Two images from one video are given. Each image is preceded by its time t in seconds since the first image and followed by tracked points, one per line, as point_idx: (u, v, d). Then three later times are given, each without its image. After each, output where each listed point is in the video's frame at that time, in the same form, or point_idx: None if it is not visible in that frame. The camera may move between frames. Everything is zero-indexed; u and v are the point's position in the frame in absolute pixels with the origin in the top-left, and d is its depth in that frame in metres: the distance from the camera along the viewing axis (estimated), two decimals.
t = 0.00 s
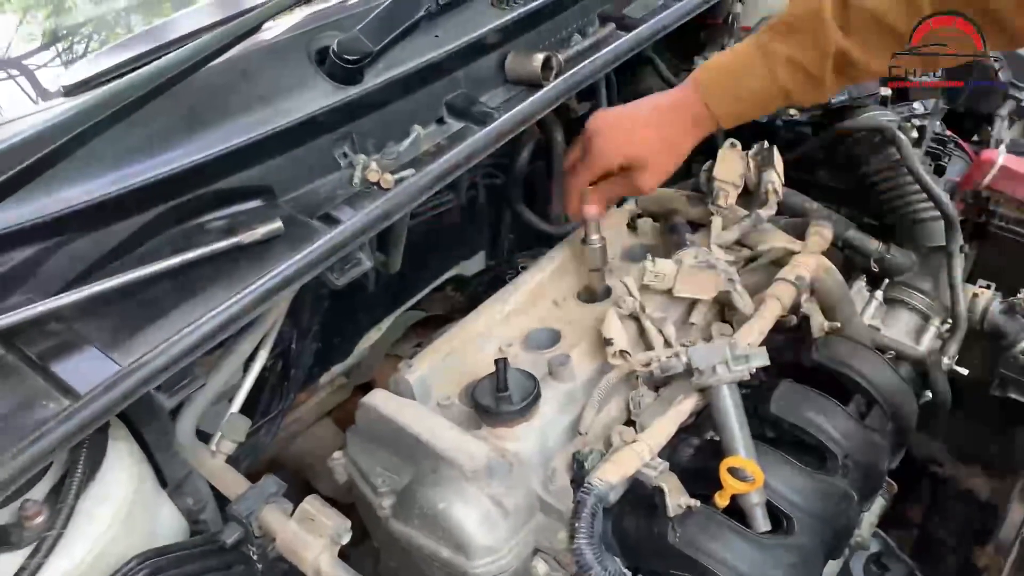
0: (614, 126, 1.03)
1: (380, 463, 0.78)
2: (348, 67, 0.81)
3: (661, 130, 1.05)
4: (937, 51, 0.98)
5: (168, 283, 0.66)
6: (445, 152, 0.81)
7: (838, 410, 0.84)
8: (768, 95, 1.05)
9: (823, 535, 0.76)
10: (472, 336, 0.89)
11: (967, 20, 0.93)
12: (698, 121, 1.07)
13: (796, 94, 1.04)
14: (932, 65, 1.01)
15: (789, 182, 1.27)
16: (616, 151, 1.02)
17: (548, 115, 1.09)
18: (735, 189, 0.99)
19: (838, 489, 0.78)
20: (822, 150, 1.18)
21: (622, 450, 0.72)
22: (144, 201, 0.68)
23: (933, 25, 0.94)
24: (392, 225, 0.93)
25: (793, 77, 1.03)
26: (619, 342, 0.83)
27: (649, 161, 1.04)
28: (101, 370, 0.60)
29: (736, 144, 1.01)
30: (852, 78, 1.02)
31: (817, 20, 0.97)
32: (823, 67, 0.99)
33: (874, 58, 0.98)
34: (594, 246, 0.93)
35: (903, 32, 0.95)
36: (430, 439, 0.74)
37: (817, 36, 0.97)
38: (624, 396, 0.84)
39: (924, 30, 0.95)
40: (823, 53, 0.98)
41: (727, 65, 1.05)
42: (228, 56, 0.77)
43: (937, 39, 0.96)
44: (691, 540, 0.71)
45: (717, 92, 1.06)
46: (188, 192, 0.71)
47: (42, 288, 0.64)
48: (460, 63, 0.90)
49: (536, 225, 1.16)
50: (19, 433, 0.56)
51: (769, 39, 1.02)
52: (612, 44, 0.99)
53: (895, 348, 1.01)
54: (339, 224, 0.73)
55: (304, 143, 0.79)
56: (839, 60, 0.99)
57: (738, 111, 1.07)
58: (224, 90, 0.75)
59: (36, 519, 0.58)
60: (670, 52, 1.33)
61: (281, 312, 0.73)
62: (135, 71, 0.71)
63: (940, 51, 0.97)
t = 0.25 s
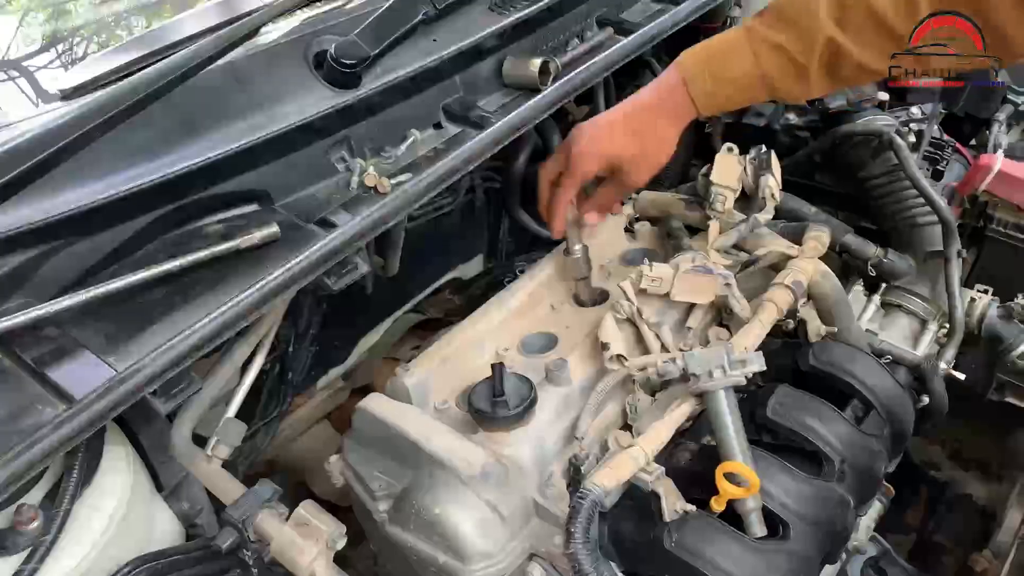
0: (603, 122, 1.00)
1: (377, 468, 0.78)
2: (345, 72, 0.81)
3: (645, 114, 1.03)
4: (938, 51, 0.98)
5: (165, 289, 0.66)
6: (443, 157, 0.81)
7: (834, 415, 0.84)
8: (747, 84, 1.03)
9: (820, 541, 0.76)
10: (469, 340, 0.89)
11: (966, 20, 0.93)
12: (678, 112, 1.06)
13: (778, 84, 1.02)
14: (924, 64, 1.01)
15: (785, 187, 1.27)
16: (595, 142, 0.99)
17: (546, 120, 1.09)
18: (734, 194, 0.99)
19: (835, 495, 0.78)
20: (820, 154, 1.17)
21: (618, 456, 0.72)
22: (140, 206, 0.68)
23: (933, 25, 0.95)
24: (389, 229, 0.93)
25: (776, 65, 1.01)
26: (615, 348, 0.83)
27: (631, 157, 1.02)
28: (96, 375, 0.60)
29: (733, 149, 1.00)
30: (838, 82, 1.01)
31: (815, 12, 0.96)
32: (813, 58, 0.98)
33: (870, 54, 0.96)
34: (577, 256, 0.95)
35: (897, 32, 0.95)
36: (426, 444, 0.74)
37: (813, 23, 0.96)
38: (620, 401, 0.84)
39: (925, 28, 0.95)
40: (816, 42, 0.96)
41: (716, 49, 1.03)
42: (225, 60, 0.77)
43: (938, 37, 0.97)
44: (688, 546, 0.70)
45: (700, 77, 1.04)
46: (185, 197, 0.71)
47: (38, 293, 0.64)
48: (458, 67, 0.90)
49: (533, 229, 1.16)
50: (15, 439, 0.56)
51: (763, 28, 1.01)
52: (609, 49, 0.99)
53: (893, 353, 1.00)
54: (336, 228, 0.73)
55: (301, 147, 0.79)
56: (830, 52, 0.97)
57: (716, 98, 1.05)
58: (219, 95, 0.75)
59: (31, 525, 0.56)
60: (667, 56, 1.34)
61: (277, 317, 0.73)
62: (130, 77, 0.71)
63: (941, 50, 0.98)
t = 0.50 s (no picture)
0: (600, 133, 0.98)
1: (369, 470, 0.78)
2: (337, 74, 0.81)
3: (633, 141, 0.99)
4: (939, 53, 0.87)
5: (156, 290, 0.66)
6: (434, 160, 0.81)
7: (826, 417, 0.84)
8: (738, 121, 0.99)
9: (810, 542, 0.76)
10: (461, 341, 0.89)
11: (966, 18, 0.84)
12: (667, 139, 1.01)
13: (768, 120, 0.98)
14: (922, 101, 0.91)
15: (779, 189, 1.28)
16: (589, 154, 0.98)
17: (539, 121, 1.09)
18: (726, 194, 0.98)
19: (826, 497, 0.78)
20: (813, 156, 1.17)
21: (609, 458, 0.72)
22: (131, 208, 0.68)
23: (932, 25, 0.85)
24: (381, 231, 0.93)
25: (765, 102, 0.96)
26: (607, 350, 0.83)
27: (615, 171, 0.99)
28: (86, 378, 0.60)
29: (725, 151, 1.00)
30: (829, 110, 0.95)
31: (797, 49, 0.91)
32: (799, 95, 0.93)
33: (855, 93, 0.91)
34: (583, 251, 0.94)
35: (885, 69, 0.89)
36: (418, 446, 0.74)
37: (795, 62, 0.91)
38: (612, 402, 0.85)
39: (923, 29, 0.86)
40: (800, 81, 0.92)
41: (704, 82, 0.98)
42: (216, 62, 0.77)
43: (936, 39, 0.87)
44: (678, 548, 0.71)
45: (689, 112, 0.99)
46: (176, 199, 0.71)
47: (28, 295, 0.64)
48: (450, 69, 0.90)
49: (526, 231, 1.16)
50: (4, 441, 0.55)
51: (748, 60, 0.96)
52: (601, 51, 0.99)
53: (883, 355, 1.00)
54: (327, 230, 0.73)
55: (292, 149, 0.79)
56: (816, 90, 0.92)
57: (708, 133, 1.00)
58: (210, 97, 0.75)
59: (19, 527, 0.57)
60: (661, 58, 1.34)
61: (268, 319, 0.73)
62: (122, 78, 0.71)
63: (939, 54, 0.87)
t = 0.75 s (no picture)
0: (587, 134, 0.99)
1: (352, 471, 0.77)
2: (319, 71, 0.80)
3: (622, 140, 1.00)
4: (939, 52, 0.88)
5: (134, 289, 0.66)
6: (417, 158, 0.81)
7: (811, 416, 0.84)
8: (720, 116, 0.98)
9: (795, 541, 0.76)
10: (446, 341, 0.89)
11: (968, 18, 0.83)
12: (654, 134, 1.02)
13: (750, 111, 0.97)
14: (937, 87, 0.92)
15: (766, 188, 1.28)
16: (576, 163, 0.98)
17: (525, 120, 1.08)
18: (711, 192, 0.98)
19: (811, 495, 0.78)
20: (799, 155, 1.18)
21: (592, 457, 0.71)
22: (109, 206, 0.67)
23: (932, 25, 0.85)
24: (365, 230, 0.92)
25: (749, 94, 0.95)
26: (592, 348, 0.83)
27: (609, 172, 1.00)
28: (61, 378, 0.59)
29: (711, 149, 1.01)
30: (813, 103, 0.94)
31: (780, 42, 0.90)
32: (784, 90, 0.92)
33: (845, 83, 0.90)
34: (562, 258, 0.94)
35: (871, 59, 0.88)
36: (400, 446, 0.74)
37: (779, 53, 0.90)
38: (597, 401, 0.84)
39: (923, 29, 0.85)
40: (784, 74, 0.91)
41: (688, 76, 0.98)
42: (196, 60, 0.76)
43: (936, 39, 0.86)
44: (663, 547, 0.70)
45: (676, 104, 0.99)
46: (155, 198, 0.70)
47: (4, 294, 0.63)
48: (433, 67, 0.90)
49: (512, 230, 1.15)
50: None
51: (731, 51, 0.95)
52: (586, 49, 0.99)
53: (870, 353, 1.00)
54: (308, 228, 0.72)
55: (273, 147, 0.78)
56: (803, 84, 0.92)
57: (690, 124, 1.00)
58: (190, 95, 0.74)
59: None
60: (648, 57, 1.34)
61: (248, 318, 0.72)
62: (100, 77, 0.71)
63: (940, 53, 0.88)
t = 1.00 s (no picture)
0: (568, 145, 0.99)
1: (343, 478, 0.77)
2: (310, 78, 0.81)
3: (606, 143, 1.00)
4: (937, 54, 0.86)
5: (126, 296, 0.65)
6: (408, 165, 0.81)
7: (799, 422, 0.84)
8: (707, 106, 0.99)
9: (783, 547, 0.76)
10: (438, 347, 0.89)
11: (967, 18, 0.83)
12: (641, 123, 1.01)
13: (736, 107, 0.98)
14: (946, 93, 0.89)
15: (757, 194, 1.28)
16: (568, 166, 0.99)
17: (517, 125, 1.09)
18: (702, 199, 0.99)
19: (799, 501, 0.78)
20: (789, 161, 1.19)
21: (582, 463, 0.71)
22: (99, 213, 0.67)
23: (932, 25, 0.84)
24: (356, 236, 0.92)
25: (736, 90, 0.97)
26: (582, 355, 0.83)
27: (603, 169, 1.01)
28: (51, 386, 0.59)
29: (701, 156, 1.02)
30: (799, 104, 0.95)
31: (770, 36, 0.92)
32: (770, 83, 0.94)
33: (831, 84, 0.90)
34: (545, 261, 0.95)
35: (859, 63, 0.89)
36: (390, 453, 0.74)
37: (768, 48, 0.92)
38: (587, 407, 0.84)
39: (923, 29, 0.85)
40: (772, 68, 0.92)
41: (673, 68, 0.98)
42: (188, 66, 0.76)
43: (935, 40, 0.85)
44: (652, 553, 0.70)
45: (660, 96, 0.99)
46: (147, 204, 0.70)
47: None
48: (424, 74, 0.90)
49: (504, 236, 1.15)
50: None
51: (720, 44, 0.96)
52: (576, 56, 0.99)
53: (859, 359, 1.00)
54: (298, 235, 0.72)
55: (265, 154, 0.78)
56: (790, 81, 0.93)
57: (676, 117, 1.00)
58: (182, 102, 0.74)
59: None
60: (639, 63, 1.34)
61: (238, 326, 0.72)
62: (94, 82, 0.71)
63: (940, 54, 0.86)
